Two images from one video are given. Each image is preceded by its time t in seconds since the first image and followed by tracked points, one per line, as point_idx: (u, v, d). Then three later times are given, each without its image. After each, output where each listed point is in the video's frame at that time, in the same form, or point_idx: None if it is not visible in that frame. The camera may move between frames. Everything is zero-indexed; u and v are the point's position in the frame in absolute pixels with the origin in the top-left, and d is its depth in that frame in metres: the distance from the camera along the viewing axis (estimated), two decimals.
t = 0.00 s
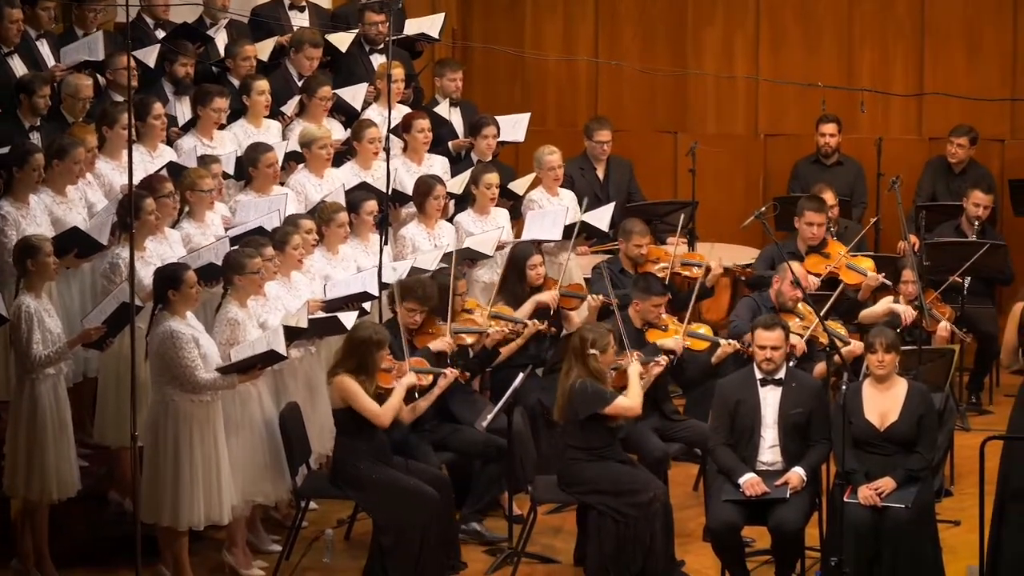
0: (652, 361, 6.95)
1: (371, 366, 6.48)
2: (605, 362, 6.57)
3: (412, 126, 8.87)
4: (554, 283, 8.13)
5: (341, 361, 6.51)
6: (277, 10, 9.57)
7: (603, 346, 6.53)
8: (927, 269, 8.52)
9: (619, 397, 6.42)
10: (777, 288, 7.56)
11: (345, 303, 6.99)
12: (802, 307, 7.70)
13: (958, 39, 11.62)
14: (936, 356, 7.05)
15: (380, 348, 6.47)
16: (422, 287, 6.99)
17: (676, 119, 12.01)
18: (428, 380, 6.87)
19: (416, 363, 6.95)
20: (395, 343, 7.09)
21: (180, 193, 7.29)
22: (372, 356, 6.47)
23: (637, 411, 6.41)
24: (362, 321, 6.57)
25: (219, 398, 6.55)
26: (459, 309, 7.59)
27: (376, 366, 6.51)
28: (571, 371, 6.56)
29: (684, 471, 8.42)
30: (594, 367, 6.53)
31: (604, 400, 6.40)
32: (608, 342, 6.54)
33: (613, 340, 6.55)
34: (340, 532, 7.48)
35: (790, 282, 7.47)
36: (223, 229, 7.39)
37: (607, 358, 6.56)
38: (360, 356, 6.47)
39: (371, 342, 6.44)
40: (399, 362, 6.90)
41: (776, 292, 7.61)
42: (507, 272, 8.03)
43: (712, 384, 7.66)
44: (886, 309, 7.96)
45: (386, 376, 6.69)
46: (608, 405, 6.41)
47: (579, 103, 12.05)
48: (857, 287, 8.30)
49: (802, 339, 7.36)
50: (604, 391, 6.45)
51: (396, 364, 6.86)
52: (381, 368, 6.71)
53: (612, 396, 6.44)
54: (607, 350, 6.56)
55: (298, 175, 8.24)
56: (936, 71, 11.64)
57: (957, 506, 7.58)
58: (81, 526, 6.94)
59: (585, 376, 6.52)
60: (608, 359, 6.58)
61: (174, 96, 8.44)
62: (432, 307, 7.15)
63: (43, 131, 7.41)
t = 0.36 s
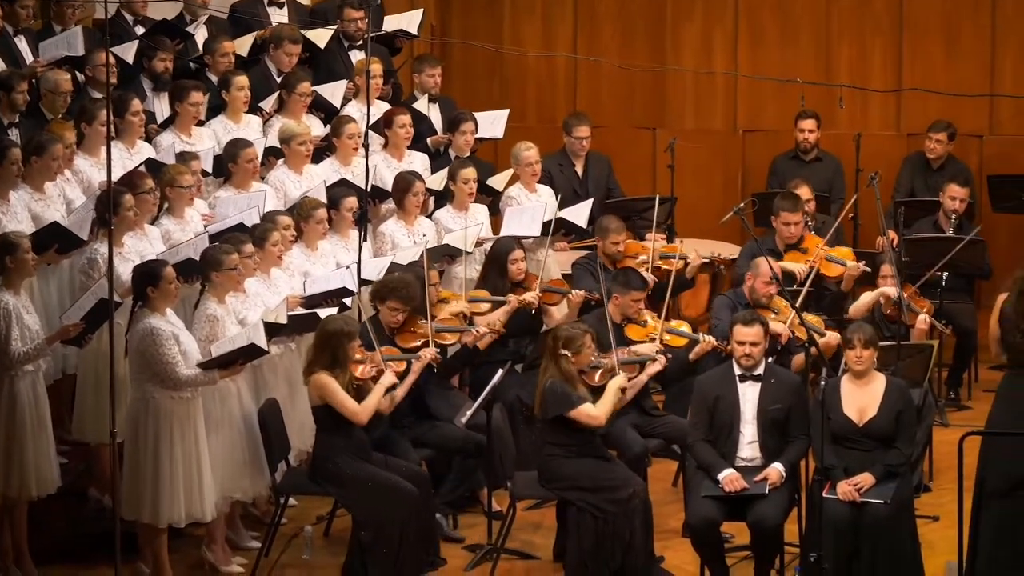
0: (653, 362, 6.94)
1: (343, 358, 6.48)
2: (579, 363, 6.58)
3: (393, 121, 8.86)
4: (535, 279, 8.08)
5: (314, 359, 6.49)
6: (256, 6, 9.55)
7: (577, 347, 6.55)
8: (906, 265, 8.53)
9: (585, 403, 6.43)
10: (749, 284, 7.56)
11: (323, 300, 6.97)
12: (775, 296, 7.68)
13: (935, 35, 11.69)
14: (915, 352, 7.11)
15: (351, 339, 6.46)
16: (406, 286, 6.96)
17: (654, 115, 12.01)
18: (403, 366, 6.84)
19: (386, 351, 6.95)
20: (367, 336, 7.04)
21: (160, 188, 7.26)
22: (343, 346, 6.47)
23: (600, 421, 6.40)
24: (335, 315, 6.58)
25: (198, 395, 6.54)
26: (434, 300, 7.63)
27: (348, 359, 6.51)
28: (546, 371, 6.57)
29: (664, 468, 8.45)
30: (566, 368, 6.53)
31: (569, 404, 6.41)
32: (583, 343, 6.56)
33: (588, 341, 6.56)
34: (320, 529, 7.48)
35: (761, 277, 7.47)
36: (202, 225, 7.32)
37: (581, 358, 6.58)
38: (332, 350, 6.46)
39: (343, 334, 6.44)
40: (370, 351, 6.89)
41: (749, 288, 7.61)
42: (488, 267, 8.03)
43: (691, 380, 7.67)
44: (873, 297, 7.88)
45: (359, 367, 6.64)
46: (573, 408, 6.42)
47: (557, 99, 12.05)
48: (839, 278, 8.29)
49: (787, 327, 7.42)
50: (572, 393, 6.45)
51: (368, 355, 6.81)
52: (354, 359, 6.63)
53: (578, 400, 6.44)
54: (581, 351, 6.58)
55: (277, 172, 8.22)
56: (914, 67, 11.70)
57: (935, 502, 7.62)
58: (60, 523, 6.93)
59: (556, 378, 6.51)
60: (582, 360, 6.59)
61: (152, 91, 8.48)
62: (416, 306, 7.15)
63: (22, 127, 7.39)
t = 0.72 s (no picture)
0: (626, 361, 6.97)
1: (321, 355, 6.46)
2: (549, 361, 6.59)
3: (372, 118, 8.84)
4: (513, 276, 8.11)
5: (293, 353, 6.48)
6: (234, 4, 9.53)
7: (547, 346, 6.57)
8: (883, 263, 8.56)
9: (547, 414, 6.45)
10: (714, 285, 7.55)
11: (300, 298, 6.95)
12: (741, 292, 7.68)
13: (912, 32, 11.70)
14: (892, 349, 7.15)
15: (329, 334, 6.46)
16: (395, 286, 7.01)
17: (631, 111, 12.01)
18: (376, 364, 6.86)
19: (359, 346, 6.93)
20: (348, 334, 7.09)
21: (138, 187, 7.24)
22: (319, 341, 6.45)
23: (556, 438, 6.44)
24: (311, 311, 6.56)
25: (176, 393, 6.52)
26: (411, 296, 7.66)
27: (326, 355, 6.49)
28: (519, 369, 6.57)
29: (642, 465, 8.47)
30: (535, 367, 6.55)
31: (532, 410, 6.45)
32: (554, 342, 6.58)
33: (559, 340, 6.60)
34: (297, 527, 7.47)
35: (723, 276, 7.47)
36: (181, 222, 7.30)
37: (552, 357, 6.59)
38: (309, 345, 6.45)
39: (318, 329, 6.42)
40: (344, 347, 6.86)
41: (714, 289, 7.59)
42: (465, 264, 8.04)
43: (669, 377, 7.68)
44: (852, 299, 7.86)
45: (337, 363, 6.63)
46: (536, 415, 6.46)
47: (534, 96, 12.08)
48: (804, 280, 8.38)
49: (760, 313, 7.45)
50: (539, 397, 6.47)
51: (345, 351, 6.80)
52: (331, 355, 6.65)
53: (542, 406, 6.46)
54: (552, 350, 6.59)
55: (255, 170, 8.20)
56: (891, 65, 11.72)
57: (913, 498, 7.66)
58: (36, 522, 6.93)
59: (528, 377, 6.54)
60: (552, 360, 6.60)
61: (130, 90, 8.49)
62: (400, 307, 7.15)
63: None
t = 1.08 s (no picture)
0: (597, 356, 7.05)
1: (298, 351, 6.46)
2: (519, 357, 6.58)
3: (349, 116, 8.84)
4: (488, 273, 8.07)
5: (270, 351, 6.46)
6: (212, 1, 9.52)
7: (517, 342, 6.54)
8: (860, 259, 8.59)
9: (517, 413, 6.46)
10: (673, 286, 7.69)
11: (276, 294, 6.97)
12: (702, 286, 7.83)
13: (889, 28, 11.72)
14: (868, 346, 7.18)
15: (304, 332, 6.44)
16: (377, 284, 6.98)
17: (608, 108, 12.02)
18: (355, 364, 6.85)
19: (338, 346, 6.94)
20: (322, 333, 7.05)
21: (115, 185, 7.22)
22: (296, 338, 6.43)
23: (523, 440, 6.45)
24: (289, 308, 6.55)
25: (153, 391, 6.49)
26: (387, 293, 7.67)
27: (303, 352, 6.49)
28: (489, 368, 6.58)
29: (620, 462, 8.49)
30: (505, 364, 6.55)
31: (503, 409, 6.47)
32: (523, 338, 6.55)
33: (528, 335, 6.56)
34: (275, 524, 7.46)
35: (677, 274, 7.64)
36: (158, 220, 7.28)
37: (523, 353, 6.57)
38: (285, 342, 6.43)
39: (295, 326, 6.40)
40: (322, 346, 6.89)
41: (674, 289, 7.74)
42: (442, 261, 8.03)
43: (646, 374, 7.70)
44: (816, 309, 7.84)
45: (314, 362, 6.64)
46: (506, 414, 6.47)
47: (511, 93, 12.07)
48: (770, 277, 8.56)
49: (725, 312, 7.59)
50: (510, 395, 6.49)
51: (323, 351, 6.80)
52: (307, 354, 6.66)
53: (513, 404, 6.48)
54: (522, 347, 6.57)
55: (231, 167, 8.18)
56: (867, 61, 11.74)
57: (890, 495, 7.70)
58: (12, 521, 6.91)
59: (499, 377, 6.55)
60: (521, 357, 6.59)
61: (106, 87, 8.38)
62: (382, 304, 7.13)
63: None
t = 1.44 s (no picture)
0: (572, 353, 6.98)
1: (276, 351, 6.43)
2: (490, 349, 6.63)
3: (326, 112, 8.83)
4: (464, 270, 8.08)
5: (249, 350, 6.44)
6: None
7: (487, 333, 6.61)
8: (837, 256, 8.62)
9: (489, 407, 6.48)
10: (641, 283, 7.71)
11: (252, 292, 6.96)
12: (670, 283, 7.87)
13: (866, 24, 11.72)
14: (845, 342, 7.22)
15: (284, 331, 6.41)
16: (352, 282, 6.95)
17: (585, 105, 12.05)
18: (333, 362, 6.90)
19: (318, 344, 6.98)
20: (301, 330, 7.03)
21: (92, 182, 7.20)
22: (276, 338, 6.40)
23: (493, 434, 6.47)
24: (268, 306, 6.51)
25: (130, 388, 6.47)
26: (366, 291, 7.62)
27: (281, 351, 6.46)
28: (461, 362, 6.62)
29: (598, 458, 8.50)
30: (476, 356, 6.59)
31: (474, 402, 6.48)
32: (492, 329, 6.61)
33: (497, 327, 6.63)
34: (252, 521, 7.45)
35: (646, 272, 7.66)
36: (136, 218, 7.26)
37: (493, 345, 6.63)
38: (264, 341, 6.41)
39: (274, 325, 6.37)
40: (301, 344, 6.92)
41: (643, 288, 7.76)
42: (416, 258, 8.03)
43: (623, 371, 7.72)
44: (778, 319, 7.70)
45: (292, 360, 6.64)
46: (477, 407, 6.49)
47: (488, 90, 12.07)
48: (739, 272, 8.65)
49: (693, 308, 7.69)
50: (482, 387, 6.52)
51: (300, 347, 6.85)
52: (286, 354, 6.64)
53: (484, 398, 6.49)
54: (492, 337, 6.63)
55: (208, 165, 8.16)
56: (844, 57, 11.74)
57: (867, 491, 7.74)
58: None
59: (472, 370, 6.57)
60: (492, 348, 6.64)
61: (83, 84, 8.33)
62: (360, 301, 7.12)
63: None
